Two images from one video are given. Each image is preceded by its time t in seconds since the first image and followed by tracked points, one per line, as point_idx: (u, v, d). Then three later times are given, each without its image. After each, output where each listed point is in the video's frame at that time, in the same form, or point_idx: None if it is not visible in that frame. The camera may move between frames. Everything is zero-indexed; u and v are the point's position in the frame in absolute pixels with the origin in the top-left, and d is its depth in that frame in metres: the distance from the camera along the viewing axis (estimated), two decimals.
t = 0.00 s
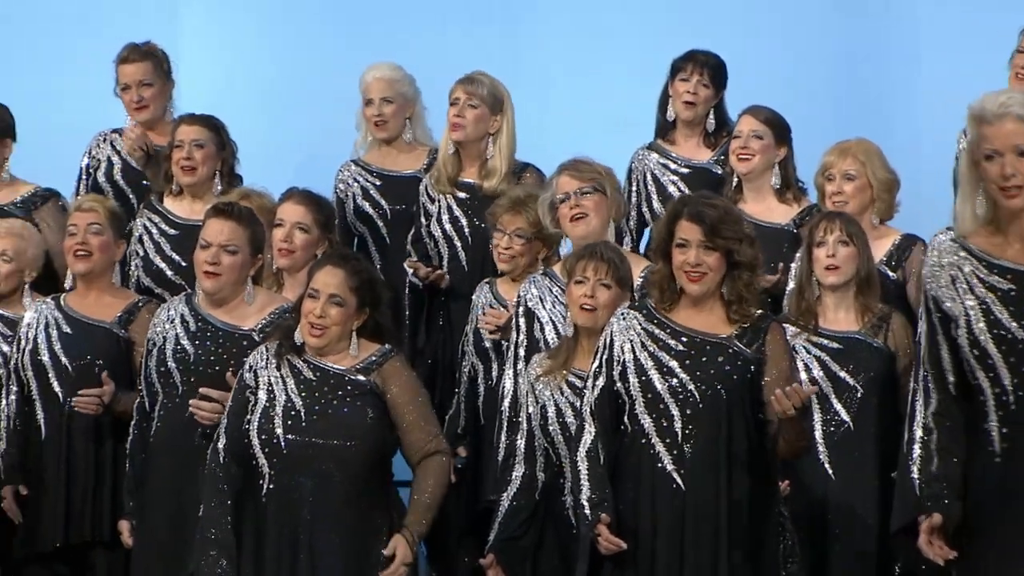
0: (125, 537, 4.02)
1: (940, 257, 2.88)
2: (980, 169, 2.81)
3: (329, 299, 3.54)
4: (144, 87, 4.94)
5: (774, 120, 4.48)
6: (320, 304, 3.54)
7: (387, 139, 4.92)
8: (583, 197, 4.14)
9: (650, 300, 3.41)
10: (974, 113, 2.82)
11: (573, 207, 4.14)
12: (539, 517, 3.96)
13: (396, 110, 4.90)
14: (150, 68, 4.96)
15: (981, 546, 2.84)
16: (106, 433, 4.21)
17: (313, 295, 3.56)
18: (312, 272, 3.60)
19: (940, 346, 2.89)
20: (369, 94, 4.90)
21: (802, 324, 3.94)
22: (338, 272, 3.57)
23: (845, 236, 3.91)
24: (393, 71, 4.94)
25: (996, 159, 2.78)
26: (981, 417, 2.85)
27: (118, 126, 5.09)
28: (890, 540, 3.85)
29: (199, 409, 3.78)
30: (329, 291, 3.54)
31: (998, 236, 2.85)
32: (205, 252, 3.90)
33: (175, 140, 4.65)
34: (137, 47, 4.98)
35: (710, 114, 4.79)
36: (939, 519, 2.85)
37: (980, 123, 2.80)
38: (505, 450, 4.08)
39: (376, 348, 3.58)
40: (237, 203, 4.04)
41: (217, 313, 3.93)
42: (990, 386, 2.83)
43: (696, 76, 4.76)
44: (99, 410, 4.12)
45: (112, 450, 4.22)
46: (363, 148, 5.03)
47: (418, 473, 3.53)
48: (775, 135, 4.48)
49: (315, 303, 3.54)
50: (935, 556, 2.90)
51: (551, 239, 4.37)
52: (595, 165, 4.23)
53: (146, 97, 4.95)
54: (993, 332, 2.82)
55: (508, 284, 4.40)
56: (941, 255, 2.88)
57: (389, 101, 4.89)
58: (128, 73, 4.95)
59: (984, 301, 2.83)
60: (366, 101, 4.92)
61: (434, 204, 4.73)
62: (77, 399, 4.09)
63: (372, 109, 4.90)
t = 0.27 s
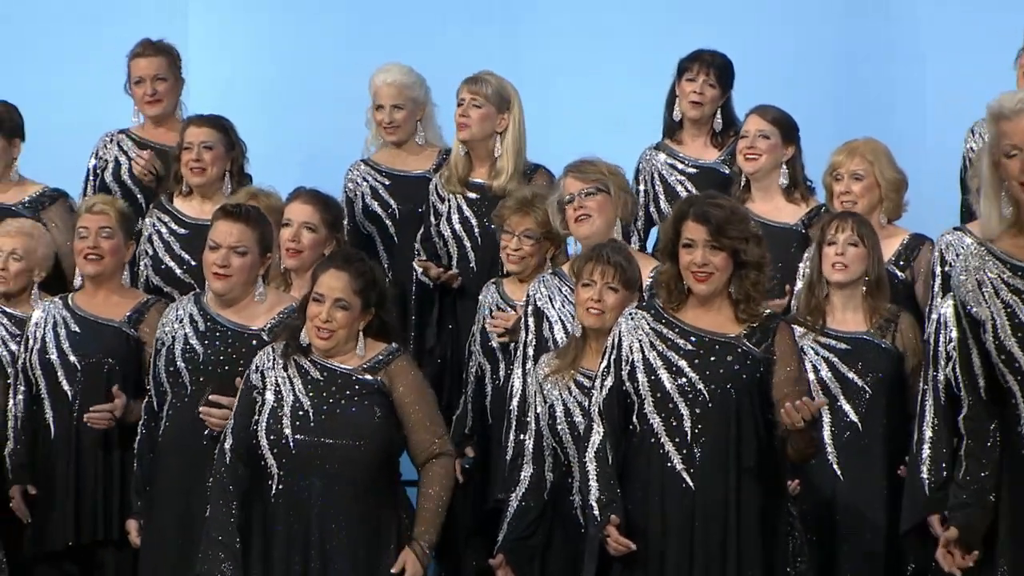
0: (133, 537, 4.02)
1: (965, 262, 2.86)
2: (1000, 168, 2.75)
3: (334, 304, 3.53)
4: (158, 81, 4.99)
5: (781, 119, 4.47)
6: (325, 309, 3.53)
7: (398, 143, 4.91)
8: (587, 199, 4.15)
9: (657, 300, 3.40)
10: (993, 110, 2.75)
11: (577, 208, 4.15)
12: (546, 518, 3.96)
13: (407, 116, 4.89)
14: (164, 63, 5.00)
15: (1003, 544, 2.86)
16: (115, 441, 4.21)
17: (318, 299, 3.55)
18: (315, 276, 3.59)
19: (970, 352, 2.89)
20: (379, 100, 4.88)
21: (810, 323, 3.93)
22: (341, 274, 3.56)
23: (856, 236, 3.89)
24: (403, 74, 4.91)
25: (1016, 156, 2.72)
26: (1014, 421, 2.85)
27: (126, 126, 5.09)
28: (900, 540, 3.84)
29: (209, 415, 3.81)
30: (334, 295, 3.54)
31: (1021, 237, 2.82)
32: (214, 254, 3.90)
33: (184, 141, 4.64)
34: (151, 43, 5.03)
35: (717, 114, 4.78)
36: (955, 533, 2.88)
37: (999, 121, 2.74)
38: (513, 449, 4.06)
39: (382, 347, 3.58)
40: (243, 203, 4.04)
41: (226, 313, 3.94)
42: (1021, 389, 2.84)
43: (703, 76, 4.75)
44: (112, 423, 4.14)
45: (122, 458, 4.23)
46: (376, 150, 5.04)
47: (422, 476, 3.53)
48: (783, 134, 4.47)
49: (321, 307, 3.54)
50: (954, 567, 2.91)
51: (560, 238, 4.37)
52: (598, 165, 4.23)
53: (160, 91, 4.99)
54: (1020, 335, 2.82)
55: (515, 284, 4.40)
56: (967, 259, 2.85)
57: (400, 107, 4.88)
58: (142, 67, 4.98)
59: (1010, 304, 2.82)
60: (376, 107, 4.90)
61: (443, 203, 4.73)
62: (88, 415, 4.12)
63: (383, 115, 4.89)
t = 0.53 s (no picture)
0: (141, 536, 4.02)
1: (973, 252, 2.92)
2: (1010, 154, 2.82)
3: (346, 302, 3.53)
4: (163, 78, 4.97)
5: (789, 119, 4.47)
6: (337, 309, 3.52)
7: (408, 142, 4.91)
8: (594, 200, 4.14)
9: (664, 301, 3.39)
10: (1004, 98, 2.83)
11: (584, 210, 4.15)
12: (554, 519, 3.96)
13: (418, 116, 4.89)
14: (171, 61, 4.98)
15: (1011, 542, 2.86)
16: (124, 445, 4.21)
17: (329, 298, 3.54)
18: (321, 276, 3.58)
19: (975, 343, 2.92)
20: (390, 101, 4.88)
21: (818, 324, 3.92)
22: (350, 273, 3.55)
23: (865, 236, 3.89)
24: (414, 75, 4.91)
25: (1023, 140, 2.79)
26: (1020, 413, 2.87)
27: (134, 125, 5.09)
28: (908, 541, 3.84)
29: (217, 420, 3.82)
30: (347, 293, 3.53)
31: None
32: (222, 252, 3.90)
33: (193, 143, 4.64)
34: (159, 41, 5.02)
35: (724, 113, 4.77)
36: (968, 535, 2.87)
37: (1009, 106, 2.82)
38: (521, 448, 4.07)
39: (390, 347, 3.57)
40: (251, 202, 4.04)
41: (235, 313, 3.94)
42: None
43: (709, 76, 4.74)
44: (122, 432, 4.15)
45: (131, 462, 4.23)
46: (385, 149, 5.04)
47: (432, 478, 3.53)
48: (791, 134, 4.46)
49: (332, 307, 3.53)
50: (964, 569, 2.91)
51: (568, 236, 4.36)
52: (603, 164, 4.21)
53: (166, 89, 4.97)
54: None
55: (523, 284, 4.39)
56: (975, 252, 2.92)
57: (411, 108, 4.88)
58: (148, 65, 4.98)
59: (1017, 296, 2.87)
60: (387, 108, 4.90)
61: (454, 203, 4.72)
62: (99, 426, 4.12)
63: (394, 115, 4.89)
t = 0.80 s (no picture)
0: (151, 537, 4.03)
1: (973, 245, 2.93)
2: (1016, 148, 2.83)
3: (359, 298, 3.53)
4: (174, 75, 4.99)
5: (799, 119, 4.46)
6: (350, 305, 3.53)
7: (419, 141, 4.91)
8: (607, 202, 4.14)
9: (673, 301, 3.39)
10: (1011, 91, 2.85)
11: (598, 211, 4.15)
12: (564, 520, 3.95)
13: (430, 115, 4.89)
14: (183, 58, 5.01)
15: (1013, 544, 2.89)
16: (136, 448, 4.21)
17: (342, 294, 3.54)
18: (332, 272, 3.58)
19: (973, 335, 2.94)
20: (402, 100, 4.89)
21: (829, 324, 3.92)
22: (362, 270, 3.56)
23: (879, 235, 3.88)
24: (426, 74, 4.91)
25: None
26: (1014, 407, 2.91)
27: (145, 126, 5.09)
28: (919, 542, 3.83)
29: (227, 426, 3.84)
30: (359, 289, 3.53)
31: None
32: (233, 251, 3.90)
33: (204, 142, 4.64)
34: (171, 39, 5.05)
35: (734, 113, 4.77)
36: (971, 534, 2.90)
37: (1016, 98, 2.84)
38: (532, 447, 4.07)
39: (399, 346, 3.58)
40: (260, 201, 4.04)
41: (245, 312, 3.94)
42: None
43: (719, 76, 4.74)
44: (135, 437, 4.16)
45: (143, 465, 4.23)
46: (396, 148, 5.03)
47: (442, 477, 3.53)
48: (800, 134, 4.46)
49: (345, 304, 3.53)
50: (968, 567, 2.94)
51: (579, 237, 4.36)
52: (615, 165, 4.22)
53: (177, 85, 4.99)
54: None
55: (533, 284, 4.39)
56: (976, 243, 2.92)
57: (422, 107, 4.88)
58: (160, 62, 5.00)
59: (1017, 289, 2.89)
60: (399, 106, 4.90)
61: (464, 203, 4.72)
62: (111, 432, 4.13)
63: (405, 114, 4.89)
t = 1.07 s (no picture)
0: (158, 536, 4.03)
1: (971, 241, 2.99)
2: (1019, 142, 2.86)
3: (362, 294, 3.53)
4: (184, 73, 5.01)
5: (806, 118, 4.46)
6: (353, 300, 3.53)
7: (427, 139, 4.91)
8: (619, 201, 4.14)
9: (678, 300, 3.39)
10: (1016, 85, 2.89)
11: (609, 211, 4.14)
12: (572, 519, 3.95)
13: (438, 113, 4.90)
14: (192, 57, 5.04)
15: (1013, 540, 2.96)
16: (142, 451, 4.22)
17: (344, 290, 3.55)
18: (337, 269, 3.59)
19: (969, 330, 3.01)
20: (412, 97, 4.88)
21: (837, 322, 3.92)
22: (366, 266, 3.56)
23: (887, 233, 3.88)
24: (435, 72, 4.91)
25: None
26: (1010, 405, 2.96)
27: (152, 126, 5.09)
28: (928, 542, 3.82)
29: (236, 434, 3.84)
30: (361, 285, 3.53)
31: None
32: (240, 251, 3.90)
33: (212, 139, 4.66)
34: (181, 38, 5.07)
35: (741, 111, 4.77)
36: (965, 529, 2.98)
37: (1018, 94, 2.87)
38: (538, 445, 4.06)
39: (406, 345, 3.58)
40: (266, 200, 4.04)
41: (252, 310, 3.94)
42: (1018, 373, 2.95)
43: (726, 73, 4.74)
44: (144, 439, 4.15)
45: (150, 466, 4.23)
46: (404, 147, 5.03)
47: (448, 477, 3.53)
48: (808, 133, 4.45)
49: (347, 299, 3.53)
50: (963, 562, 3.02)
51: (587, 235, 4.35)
52: (626, 164, 4.22)
53: (185, 82, 5.01)
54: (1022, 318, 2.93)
55: (540, 283, 4.38)
56: (974, 239, 2.98)
57: (432, 104, 4.88)
58: (169, 60, 5.02)
59: (1015, 286, 2.94)
60: (408, 103, 4.90)
61: (471, 201, 4.72)
62: (119, 435, 4.11)
63: (415, 111, 4.89)
